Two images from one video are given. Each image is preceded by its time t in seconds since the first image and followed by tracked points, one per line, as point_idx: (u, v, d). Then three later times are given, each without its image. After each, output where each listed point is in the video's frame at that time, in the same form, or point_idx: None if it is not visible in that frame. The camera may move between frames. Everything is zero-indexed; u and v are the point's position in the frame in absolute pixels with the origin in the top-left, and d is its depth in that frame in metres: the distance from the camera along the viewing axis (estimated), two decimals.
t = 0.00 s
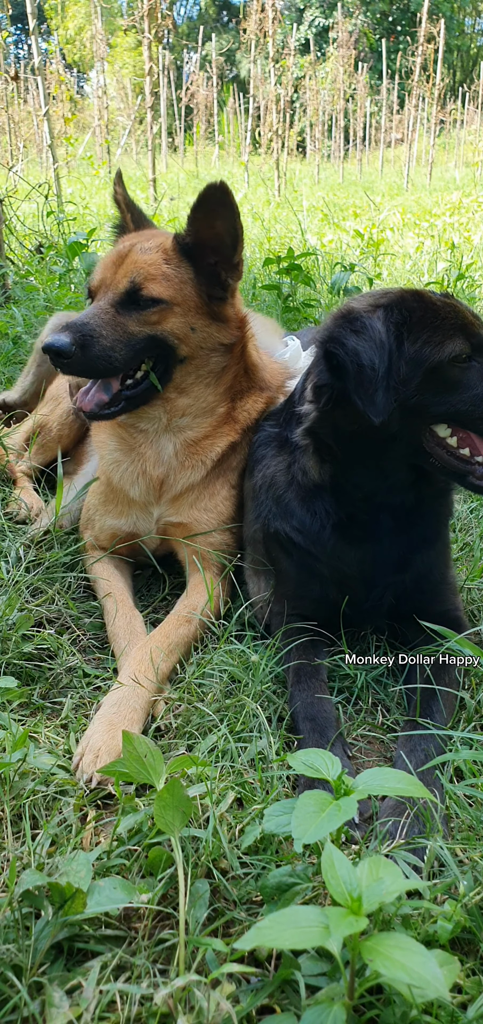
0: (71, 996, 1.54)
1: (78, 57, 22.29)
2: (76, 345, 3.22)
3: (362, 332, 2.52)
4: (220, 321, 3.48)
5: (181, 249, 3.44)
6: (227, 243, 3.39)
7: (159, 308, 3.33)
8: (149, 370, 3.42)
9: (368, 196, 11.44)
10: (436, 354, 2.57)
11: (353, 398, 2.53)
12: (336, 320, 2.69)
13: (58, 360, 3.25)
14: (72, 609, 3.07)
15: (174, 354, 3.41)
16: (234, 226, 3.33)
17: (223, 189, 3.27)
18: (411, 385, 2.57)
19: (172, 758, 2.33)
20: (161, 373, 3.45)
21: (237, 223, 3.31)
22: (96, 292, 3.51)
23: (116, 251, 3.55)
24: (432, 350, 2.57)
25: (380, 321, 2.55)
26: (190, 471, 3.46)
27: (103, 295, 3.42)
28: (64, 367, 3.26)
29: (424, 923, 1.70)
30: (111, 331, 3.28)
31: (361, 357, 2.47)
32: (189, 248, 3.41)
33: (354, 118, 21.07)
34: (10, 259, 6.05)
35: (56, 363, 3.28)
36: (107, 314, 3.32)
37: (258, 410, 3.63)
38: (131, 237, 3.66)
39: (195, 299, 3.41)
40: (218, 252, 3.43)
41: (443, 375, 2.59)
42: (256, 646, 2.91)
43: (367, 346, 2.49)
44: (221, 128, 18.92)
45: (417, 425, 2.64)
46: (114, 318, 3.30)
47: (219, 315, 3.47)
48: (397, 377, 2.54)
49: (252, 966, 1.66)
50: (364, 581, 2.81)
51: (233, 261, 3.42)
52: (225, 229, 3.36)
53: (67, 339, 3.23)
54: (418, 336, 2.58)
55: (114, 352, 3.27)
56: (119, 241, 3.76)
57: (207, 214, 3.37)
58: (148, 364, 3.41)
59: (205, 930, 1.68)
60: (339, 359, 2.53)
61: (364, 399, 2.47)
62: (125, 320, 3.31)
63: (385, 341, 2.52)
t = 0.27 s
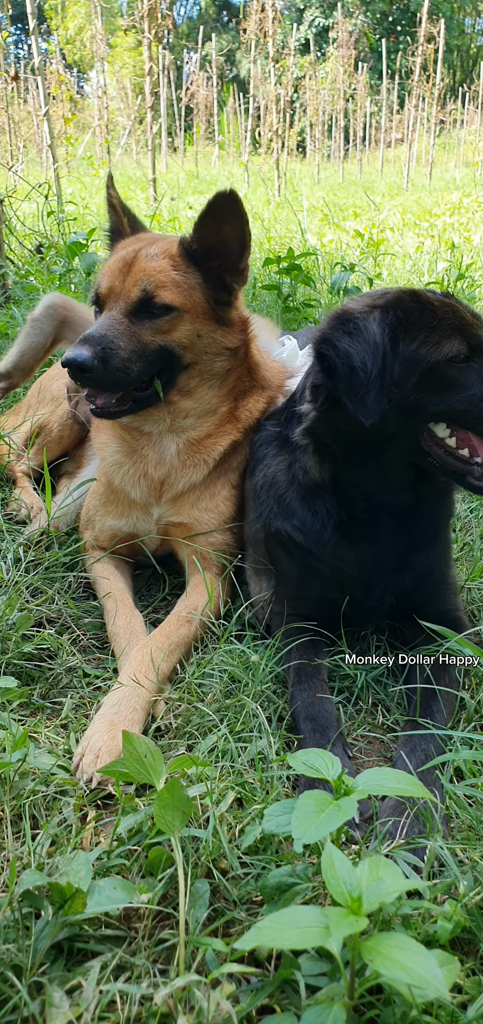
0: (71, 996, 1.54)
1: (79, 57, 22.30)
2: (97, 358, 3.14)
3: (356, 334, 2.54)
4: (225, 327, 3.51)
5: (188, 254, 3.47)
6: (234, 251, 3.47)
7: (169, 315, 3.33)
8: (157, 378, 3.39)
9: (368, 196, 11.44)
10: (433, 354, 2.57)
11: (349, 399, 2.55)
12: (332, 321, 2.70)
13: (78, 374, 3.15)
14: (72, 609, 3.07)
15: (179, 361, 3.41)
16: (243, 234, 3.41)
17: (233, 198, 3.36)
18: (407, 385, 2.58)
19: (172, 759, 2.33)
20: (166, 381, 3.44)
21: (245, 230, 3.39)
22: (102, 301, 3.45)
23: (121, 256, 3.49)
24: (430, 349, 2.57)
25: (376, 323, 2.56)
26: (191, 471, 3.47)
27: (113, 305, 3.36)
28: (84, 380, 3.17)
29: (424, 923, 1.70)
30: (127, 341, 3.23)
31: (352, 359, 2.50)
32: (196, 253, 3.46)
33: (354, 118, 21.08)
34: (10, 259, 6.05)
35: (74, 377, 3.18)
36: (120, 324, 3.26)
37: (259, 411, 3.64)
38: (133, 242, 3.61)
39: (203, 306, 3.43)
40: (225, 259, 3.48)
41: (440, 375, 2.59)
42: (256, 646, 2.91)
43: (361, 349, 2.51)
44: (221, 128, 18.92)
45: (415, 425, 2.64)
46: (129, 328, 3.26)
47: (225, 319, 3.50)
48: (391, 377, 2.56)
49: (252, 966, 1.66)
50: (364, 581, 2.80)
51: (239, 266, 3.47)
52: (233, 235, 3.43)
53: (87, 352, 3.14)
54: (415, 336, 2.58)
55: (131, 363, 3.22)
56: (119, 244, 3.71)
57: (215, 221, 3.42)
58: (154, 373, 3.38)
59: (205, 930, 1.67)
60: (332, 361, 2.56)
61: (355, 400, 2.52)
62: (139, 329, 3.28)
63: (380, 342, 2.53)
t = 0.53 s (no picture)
0: (71, 996, 1.54)
1: (79, 57, 22.31)
2: (114, 359, 3.14)
3: (350, 336, 2.57)
4: (229, 326, 3.55)
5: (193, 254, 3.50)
6: (240, 251, 3.52)
7: (179, 316, 3.36)
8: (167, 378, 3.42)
9: (368, 196, 11.44)
10: (428, 355, 2.57)
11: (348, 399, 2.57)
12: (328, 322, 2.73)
13: (97, 376, 3.15)
14: (72, 609, 3.07)
15: (188, 359, 3.44)
16: (250, 234, 3.48)
17: (241, 199, 3.42)
18: (402, 385, 2.58)
19: (172, 758, 2.33)
20: (175, 381, 3.46)
21: (252, 231, 3.46)
22: (109, 303, 3.44)
23: (125, 257, 3.49)
24: (425, 350, 2.57)
25: (372, 325, 2.58)
26: (192, 471, 3.47)
27: (122, 307, 3.37)
28: (101, 381, 3.16)
29: (424, 923, 1.70)
30: (141, 342, 3.25)
31: (343, 360, 2.55)
32: (201, 254, 3.48)
33: (354, 118, 21.08)
34: (10, 259, 6.05)
35: (91, 378, 3.17)
36: (133, 326, 3.27)
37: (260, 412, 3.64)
38: (135, 243, 3.60)
39: (209, 306, 3.47)
40: (229, 259, 3.53)
41: (435, 377, 2.59)
42: (256, 646, 2.91)
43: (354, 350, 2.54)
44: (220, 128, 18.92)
45: (411, 426, 2.64)
46: (141, 330, 3.28)
47: (230, 319, 3.55)
48: (385, 378, 2.57)
49: (252, 966, 1.66)
50: (364, 581, 2.80)
51: (244, 266, 3.53)
52: (240, 235, 3.49)
53: (104, 356, 3.13)
54: (410, 337, 2.59)
55: (145, 364, 3.25)
56: (120, 244, 3.70)
57: (222, 221, 3.45)
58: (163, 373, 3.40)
59: (204, 930, 1.67)
60: (324, 361, 2.60)
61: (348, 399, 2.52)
62: (150, 331, 3.30)
63: (373, 343, 2.55)
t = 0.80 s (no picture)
0: (71, 996, 1.54)
1: (79, 57, 22.31)
2: (131, 362, 3.11)
3: (340, 339, 2.62)
4: (232, 326, 3.59)
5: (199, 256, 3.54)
6: (244, 250, 3.56)
7: (190, 319, 3.39)
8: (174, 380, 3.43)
9: (369, 196, 11.43)
10: (421, 356, 2.58)
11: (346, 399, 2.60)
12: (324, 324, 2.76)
13: (115, 380, 3.10)
14: (71, 609, 3.07)
15: (196, 360, 3.47)
16: (255, 235, 3.54)
17: (249, 200, 3.50)
18: (395, 386, 2.60)
19: (172, 759, 2.33)
20: (181, 382, 3.49)
21: (257, 233, 3.53)
22: (117, 304, 3.42)
23: (130, 258, 3.47)
24: (416, 352, 2.58)
25: (365, 327, 2.60)
26: (192, 471, 3.47)
27: (132, 308, 3.35)
28: (118, 385, 3.12)
29: (424, 923, 1.70)
30: (153, 345, 3.25)
31: (331, 361, 2.62)
32: (206, 254, 3.52)
33: (354, 118, 21.08)
34: (10, 259, 6.05)
35: (108, 383, 3.12)
36: (145, 329, 3.27)
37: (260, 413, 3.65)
38: (138, 244, 3.59)
39: (215, 307, 3.50)
40: (233, 261, 3.57)
41: (425, 381, 2.59)
42: (256, 646, 2.91)
43: (346, 352, 2.60)
44: (221, 128, 18.93)
45: (407, 427, 2.64)
46: (152, 332, 3.28)
47: (232, 320, 3.59)
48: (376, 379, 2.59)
49: (252, 966, 1.66)
50: (364, 581, 2.80)
51: (248, 267, 3.58)
52: (245, 236, 3.54)
53: (120, 359, 3.09)
54: (404, 338, 2.60)
55: (158, 366, 3.25)
56: (122, 244, 3.68)
57: (227, 222, 3.50)
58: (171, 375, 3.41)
59: (205, 930, 1.67)
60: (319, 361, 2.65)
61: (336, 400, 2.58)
62: (160, 333, 3.31)
63: (365, 344, 2.57)
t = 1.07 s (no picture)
0: (71, 996, 1.54)
1: (79, 57, 22.31)
2: (148, 368, 3.10)
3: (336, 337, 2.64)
4: (236, 326, 3.61)
5: (204, 258, 3.55)
6: (249, 248, 3.59)
7: (200, 321, 3.40)
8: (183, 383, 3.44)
9: (369, 196, 11.43)
10: (415, 356, 2.57)
11: (346, 399, 2.61)
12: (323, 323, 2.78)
13: (134, 386, 3.08)
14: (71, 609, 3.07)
15: (203, 362, 3.48)
16: (261, 234, 3.58)
17: (255, 199, 3.53)
18: (389, 385, 2.60)
19: (172, 758, 2.33)
20: (189, 383, 3.50)
21: (263, 233, 3.57)
22: (126, 307, 3.38)
23: (137, 260, 3.43)
24: (410, 352, 2.57)
25: (362, 326, 2.61)
26: (193, 471, 3.47)
27: (143, 312, 3.33)
28: (136, 391, 3.10)
29: (424, 923, 1.70)
30: (166, 350, 3.26)
31: (323, 360, 2.68)
32: (212, 254, 3.54)
33: (354, 118, 21.08)
34: (10, 259, 6.04)
35: (126, 389, 3.09)
36: (156, 333, 3.27)
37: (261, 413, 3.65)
38: (142, 245, 3.56)
39: (221, 310, 3.52)
40: (238, 262, 3.60)
41: (419, 382, 2.57)
42: (256, 646, 2.91)
43: (340, 351, 2.63)
44: (220, 128, 18.93)
45: (403, 426, 2.64)
46: (163, 336, 3.28)
47: (236, 320, 3.61)
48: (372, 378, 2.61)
49: (252, 966, 1.66)
50: (364, 581, 2.80)
51: (252, 266, 3.62)
52: (249, 235, 3.58)
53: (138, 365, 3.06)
54: (399, 337, 2.60)
55: (172, 371, 3.27)
56: (124, 245, 3.66)
57: (233, 222, 3.53)
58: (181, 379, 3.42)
59: (205, 930, 1.67)
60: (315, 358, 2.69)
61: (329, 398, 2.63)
62: (170, 335, 3.31)
63: (359, 343, 2.59)
